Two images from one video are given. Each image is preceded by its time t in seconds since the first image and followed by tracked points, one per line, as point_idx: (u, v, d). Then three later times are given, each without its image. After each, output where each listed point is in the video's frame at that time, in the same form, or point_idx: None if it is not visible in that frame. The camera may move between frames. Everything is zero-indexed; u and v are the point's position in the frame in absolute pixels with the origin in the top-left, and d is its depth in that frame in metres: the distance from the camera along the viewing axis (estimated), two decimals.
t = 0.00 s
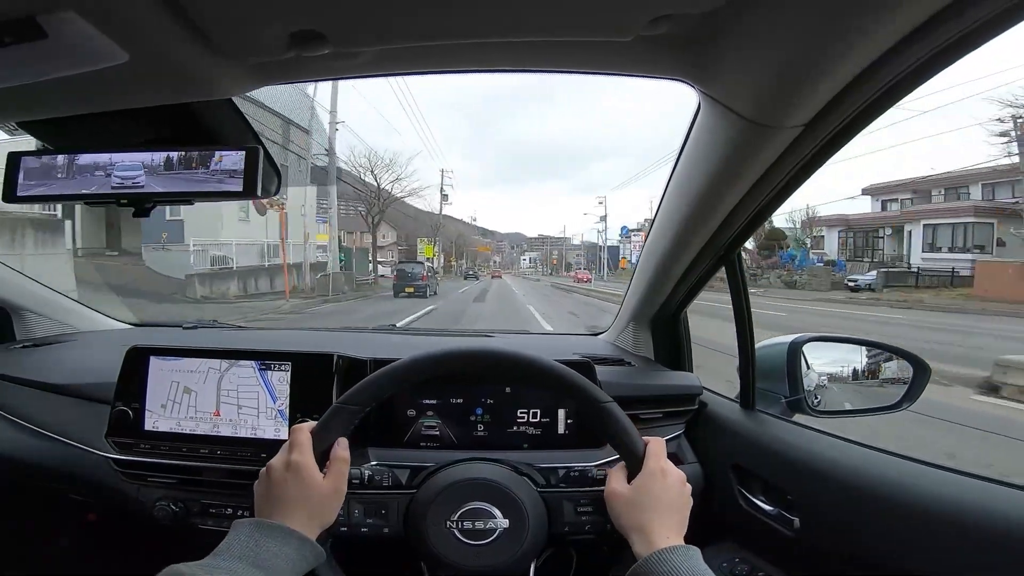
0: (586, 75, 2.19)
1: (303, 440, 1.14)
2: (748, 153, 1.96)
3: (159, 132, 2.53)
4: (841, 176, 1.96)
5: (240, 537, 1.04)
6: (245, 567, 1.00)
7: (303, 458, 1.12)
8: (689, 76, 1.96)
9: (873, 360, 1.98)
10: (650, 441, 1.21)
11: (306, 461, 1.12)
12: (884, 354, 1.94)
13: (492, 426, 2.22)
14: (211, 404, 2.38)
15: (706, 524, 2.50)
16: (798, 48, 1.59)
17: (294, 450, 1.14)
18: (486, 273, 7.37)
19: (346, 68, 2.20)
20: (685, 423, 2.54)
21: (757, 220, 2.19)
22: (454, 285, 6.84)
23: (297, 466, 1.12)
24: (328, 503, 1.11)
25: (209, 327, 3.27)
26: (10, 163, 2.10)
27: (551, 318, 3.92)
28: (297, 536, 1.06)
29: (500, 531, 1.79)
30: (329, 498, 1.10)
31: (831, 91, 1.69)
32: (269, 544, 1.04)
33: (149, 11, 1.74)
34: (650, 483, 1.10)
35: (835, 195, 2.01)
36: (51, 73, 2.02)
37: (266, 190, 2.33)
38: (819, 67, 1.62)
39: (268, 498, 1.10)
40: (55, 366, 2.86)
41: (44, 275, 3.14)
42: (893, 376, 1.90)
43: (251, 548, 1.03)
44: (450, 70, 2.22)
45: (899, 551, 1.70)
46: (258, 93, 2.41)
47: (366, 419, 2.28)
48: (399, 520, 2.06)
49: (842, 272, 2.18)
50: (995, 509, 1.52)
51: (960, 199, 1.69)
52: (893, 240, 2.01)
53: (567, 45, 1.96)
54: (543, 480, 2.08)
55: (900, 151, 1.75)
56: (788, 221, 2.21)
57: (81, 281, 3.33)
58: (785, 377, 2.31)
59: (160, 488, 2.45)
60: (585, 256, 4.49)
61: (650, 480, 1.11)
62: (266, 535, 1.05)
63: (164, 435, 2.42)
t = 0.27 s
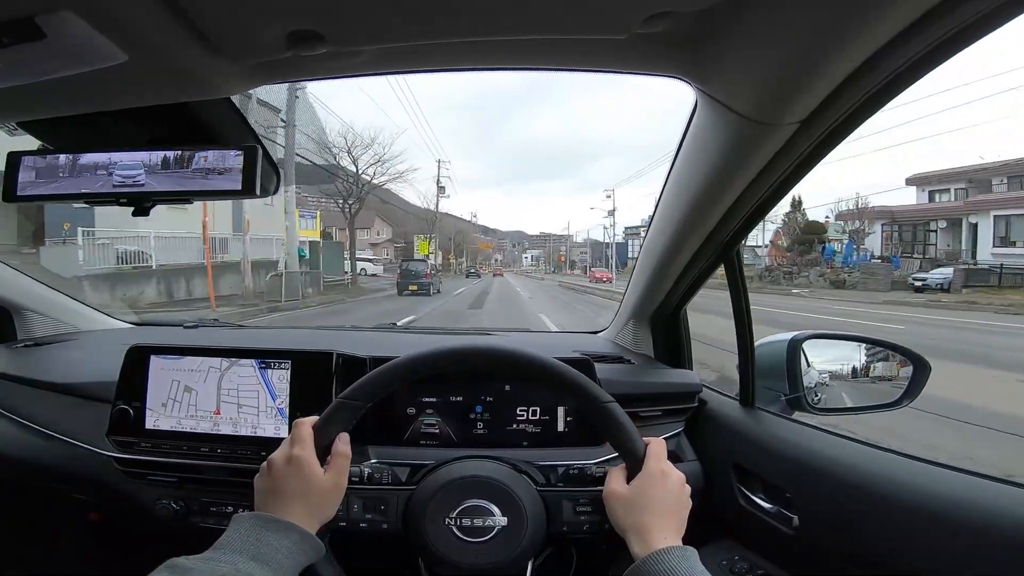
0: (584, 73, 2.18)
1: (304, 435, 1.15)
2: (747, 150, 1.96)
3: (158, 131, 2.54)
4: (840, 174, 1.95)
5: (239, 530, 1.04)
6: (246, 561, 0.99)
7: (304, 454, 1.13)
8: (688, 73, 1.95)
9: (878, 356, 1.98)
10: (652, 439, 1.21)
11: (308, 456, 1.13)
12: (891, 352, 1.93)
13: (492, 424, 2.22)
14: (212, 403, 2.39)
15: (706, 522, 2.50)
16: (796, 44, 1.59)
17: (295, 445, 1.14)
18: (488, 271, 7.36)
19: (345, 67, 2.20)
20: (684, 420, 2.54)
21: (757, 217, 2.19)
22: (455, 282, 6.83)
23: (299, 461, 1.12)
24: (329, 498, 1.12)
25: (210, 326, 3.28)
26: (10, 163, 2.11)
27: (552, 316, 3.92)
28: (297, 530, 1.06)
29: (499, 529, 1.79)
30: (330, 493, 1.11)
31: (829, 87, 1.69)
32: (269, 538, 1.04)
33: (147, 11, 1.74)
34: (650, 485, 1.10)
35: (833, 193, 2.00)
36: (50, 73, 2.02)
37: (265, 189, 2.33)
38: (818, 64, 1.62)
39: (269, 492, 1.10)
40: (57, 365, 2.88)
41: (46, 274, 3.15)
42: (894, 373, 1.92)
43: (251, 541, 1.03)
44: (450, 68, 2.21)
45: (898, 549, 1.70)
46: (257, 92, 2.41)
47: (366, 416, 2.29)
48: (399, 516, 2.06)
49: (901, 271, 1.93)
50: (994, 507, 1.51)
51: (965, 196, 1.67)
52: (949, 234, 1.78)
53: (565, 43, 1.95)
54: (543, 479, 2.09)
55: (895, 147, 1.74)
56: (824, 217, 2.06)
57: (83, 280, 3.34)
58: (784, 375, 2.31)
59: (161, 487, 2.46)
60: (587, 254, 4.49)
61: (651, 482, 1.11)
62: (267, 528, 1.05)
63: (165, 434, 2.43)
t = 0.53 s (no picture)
0: (584, 74, 2.19)
1: (308, 436, 1.16)
2: (746, 150, 1.97)
3: (160, 134, 2.55)
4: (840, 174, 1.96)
5: (245, 531, 1.05)
6: (252, 562, 1.01)
7: (308, 455, 1.13)
8: (687, 74, 1.96)
9: (881, 356, 1.97)
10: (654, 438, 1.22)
11: (312, 457, 1.14)
12: (894, 353, 1.92)
13: (494, 424, 2.23)
14: (215, 404, 2.40)
15: (708, 521, 2.50)
16: (795, 45, 1.60)
17: (299, 447, 1.15)
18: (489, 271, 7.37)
19: (346, 69, 2.21)
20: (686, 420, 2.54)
21: (757, 217, 2.20)
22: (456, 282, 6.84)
23: (303, 463, 1.13)
24: (333, 498, 1.13)
25: (212, 328, 3.29)
26: (14, 166, 2.12)
27: (552, 317, 3.93)
28: (303, 531, 1.07)
29: (502, 529, 1.80)
30: (334, 494, 1.12)
31: (828, 88, 1.70)
32: (275, 539, 1.05)
33: (150, 15, 1.75)
34: (651, 486, 1.11)
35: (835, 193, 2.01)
36: (53, 76, 2.03)
37: (268, 191, 2.34)
38: (816, 64, 1.62)
39: (274, 494, 1.11)
40: (60, 366, 2.89)
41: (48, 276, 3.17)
42: (896, 372, 1.93)
43: (256, 542, 1.04)
44: (450, 70, 2.22)
45: (900, 547, 1.70)
46: (259, 94, 2.42)
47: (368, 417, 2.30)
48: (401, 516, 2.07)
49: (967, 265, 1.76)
50: (994, 505, 1.52)
51: (996, 191, 1.61)
52: (1014, 227, 1.65)
53: (565, 44, 1.96)
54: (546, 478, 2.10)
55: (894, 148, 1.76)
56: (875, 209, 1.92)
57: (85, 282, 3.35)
58: (786, 374, 2.31)
59: (165, 488, 2.48)
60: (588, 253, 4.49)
61: (652, 481, 1.12)
62: (272, 530, 1.06)
63: (169, 435, 2.44)
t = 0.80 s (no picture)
0: (583, 65, 2.17)
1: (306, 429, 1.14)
2: (749, 140, 1.95)
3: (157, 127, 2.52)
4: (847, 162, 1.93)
5: (243, 525, 1.04)
6: (251, 558, 1.00)
7: (306, 449, 1.12)
8: (689, 64, 1.94)
9: (880, 348, 1.94)
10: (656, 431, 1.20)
11: (311, 451, 1.12)
12: (893, 344, 1.89)
13: (494, 417, 2.23)
14: (214, 399, 2.39)
15: (709, 513, 2.50)
16: (799, 33, 1.57)
17: (297, 440, 1.13)
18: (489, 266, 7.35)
19: (343, 60, 2.18)
20: (687, 412, 2.53)
21: (759, 209, 2.18)
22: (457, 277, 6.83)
23: (303, 457, 1.11)
24: (334, 492, 1.11)
25: (211, 323, 3.28)
26: (9, 160, 2.10)
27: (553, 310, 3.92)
28: (301, 525, 1.06)
29: (503, 522, 1.80)
30: (335, 488, 1.11)
31: (832, 76, 1.67)
32: (274, 534, 1.04)
33: (144, 5, 1.73)
34: (653, 479, 1.10)
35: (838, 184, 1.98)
36: (47, 68, 2.01)
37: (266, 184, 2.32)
38: (822, 51, 1.60)
39: (273, 488, 1.10)
40: (59, 362, 2.88)
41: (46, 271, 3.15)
42: (898, 364, 1.88)
43: (256, 537, 1.03)
44: (449, 61, 2.20)
45: (902, 540, 1.70)
46: (255, 86, 2.39)
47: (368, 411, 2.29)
48: (402, 510, 2.07)
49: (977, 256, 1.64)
50: (998, 498, 1.51)
51: None
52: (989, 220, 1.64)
53: (565, 34, 1.93)
54: (547, 472, 2.09)
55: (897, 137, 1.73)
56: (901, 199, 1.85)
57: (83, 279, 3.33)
58: (788, 366, 2.27)
59: (165, 483, 2.47)
60: (589, 247, 4.48)
61: (653, 475, 1.10)
62: (272, 525, 1.05)
63: (169, 430, 2.43)
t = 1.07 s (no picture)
0: (582, 63, 2.16)
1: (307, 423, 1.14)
2: (747, 138, 1.94)
3: (156, 126, 2.52)
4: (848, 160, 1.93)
5: (241, 520, 1.04)
6: (250, 551, 1.00)
7: (307, 443, 1.12)
8: (687, 62, 1.93)
9: (880, 346, 1.94)
10: (658, 433, 1.20)
11: (312, 447, 1.13)
12: (893, 343, 1.89)
13: (494, 415, 2.23)
14: (214, 397, 2.40)
15: (708, 511, 2.50)
16: (797, 31, 1.57)
17: (298, 435, 1.14)
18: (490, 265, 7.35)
19: (342, 59, 2.18)
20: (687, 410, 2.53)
21: (758, 207, 2.18)
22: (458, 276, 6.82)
23: (303, 451, 1.12)
24: (334, 487, 1.12)
25: (211, 322, 3.28)
26: (8, 159, 2.10)
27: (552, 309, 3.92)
28: (301, 520, 1.06)
29: (502, 521, 1.80)
30: (335, 484, 1.11)
31: (831, 74, 1.67)
32: (273, 527, 1.04)
33: (142, 4, 1.73)
34: (654, 480, 1.10)
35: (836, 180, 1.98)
36: (46, 68, 2.01)
37: (265, 183, 2.32)
38: (821, 49, 1.60)
39: (273, 482, 1.10)
40: (59, 361, 2.88)
41: (46, 271, 3.16)
42: (897, 363, 1.87)
43: (254, 533, 1.03)
44: (447, 60, 2.20)
45: (901, 537, 1.70)
46: (254, 85, 2.39)
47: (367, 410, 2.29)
48: (401, 506, 2.05)
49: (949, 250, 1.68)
50: (996, 496, 1.51)
51: None
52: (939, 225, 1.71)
53: (563, 33, 1.93)
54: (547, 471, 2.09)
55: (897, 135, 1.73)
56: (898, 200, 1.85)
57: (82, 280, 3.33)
58: (787, 364, 2.27)
59: (165, 482, 2.48)
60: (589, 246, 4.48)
61: (653, 476, 1.10)
62: (271, 518, 1.05)
63: (168, 428, 2.43)
